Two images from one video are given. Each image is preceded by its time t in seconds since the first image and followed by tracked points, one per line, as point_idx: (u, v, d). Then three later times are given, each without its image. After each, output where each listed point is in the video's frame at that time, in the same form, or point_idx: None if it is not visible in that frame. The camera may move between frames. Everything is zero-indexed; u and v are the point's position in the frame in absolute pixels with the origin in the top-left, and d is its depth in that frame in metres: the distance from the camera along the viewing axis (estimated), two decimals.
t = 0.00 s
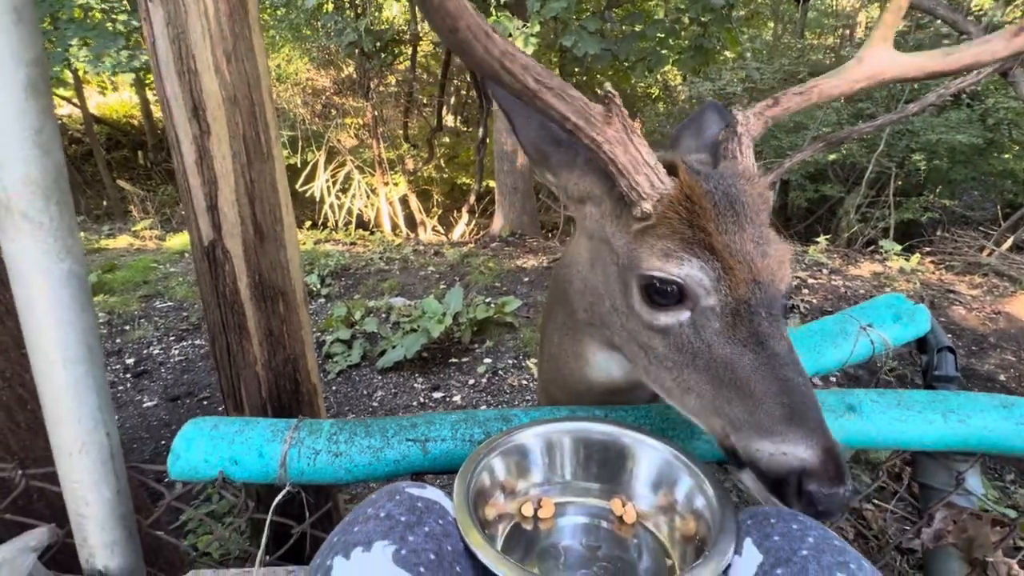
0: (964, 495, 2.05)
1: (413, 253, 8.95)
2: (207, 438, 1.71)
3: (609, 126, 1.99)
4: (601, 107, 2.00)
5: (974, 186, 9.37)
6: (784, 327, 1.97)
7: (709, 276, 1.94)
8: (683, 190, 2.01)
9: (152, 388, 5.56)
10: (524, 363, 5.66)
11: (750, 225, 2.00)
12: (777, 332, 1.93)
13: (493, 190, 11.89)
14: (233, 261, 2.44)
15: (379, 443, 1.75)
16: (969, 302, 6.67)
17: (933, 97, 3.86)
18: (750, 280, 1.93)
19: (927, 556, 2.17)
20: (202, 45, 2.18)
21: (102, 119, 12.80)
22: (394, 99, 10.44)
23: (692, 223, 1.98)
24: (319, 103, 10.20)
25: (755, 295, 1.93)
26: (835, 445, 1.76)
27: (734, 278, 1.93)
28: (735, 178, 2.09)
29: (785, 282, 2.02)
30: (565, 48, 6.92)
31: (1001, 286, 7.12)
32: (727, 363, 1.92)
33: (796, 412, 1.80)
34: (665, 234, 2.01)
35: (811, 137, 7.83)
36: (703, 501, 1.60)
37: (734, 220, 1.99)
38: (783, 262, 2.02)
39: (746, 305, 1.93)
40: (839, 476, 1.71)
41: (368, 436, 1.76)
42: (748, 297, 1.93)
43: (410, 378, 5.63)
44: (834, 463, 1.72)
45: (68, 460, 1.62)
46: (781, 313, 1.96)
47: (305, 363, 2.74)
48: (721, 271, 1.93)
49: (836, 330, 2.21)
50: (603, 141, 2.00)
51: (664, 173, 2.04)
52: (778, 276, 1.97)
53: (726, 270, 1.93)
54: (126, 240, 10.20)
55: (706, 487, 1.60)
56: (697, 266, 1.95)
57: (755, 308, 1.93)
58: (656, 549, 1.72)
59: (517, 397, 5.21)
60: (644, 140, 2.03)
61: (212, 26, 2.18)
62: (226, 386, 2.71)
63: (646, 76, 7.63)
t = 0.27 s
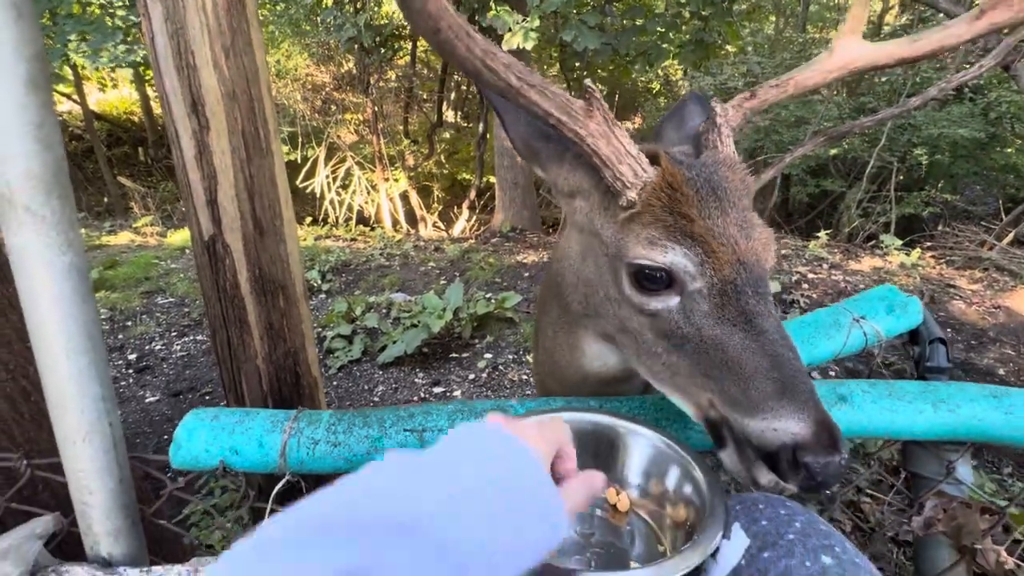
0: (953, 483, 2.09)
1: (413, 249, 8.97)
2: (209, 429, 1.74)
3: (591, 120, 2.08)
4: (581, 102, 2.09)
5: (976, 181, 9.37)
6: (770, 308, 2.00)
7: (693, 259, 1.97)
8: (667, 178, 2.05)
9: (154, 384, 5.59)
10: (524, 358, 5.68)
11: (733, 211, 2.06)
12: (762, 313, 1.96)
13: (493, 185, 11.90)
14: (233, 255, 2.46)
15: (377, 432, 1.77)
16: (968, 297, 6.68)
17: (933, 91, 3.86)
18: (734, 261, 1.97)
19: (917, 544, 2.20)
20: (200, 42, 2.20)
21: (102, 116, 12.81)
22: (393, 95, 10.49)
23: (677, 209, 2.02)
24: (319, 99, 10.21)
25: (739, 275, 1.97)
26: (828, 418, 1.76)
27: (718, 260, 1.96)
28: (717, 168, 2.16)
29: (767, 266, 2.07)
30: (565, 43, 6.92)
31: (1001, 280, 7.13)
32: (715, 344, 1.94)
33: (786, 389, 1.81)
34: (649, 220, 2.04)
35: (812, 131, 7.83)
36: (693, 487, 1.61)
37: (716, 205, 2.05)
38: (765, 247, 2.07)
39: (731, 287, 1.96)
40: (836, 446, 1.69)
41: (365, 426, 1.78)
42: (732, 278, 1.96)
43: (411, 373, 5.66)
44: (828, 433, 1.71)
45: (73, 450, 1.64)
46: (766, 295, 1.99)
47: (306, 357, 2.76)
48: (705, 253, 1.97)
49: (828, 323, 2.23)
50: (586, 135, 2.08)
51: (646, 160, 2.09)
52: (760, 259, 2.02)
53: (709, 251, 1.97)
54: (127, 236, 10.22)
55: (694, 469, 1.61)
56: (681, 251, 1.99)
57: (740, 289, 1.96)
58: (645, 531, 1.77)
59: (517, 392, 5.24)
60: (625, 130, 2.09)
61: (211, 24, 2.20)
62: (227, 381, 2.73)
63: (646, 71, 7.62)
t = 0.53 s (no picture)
0: (939, 474, 2.13)
1: (410, 247, 8.97)
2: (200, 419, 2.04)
3: (572, 111, 2.14)
4: (561, 92, 2.16)
5: (972, 176, 9.39)
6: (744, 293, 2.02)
7: (665, 245, 1.98)
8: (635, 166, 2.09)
9: (151, 382, 5.60)
10: (520, 354, 5.69)
11: (708, 200, 2.04)
12: (735, 300, 1.97)
13: (490, 183, 11.90)
14: (226, 252, 2.47)
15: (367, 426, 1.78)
16: (962, 292, 6.71)
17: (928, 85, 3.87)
18: (705, 248, 1.96)
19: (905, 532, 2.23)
20: (191, 39, 2.21)
21: (96, 115, 12.78)
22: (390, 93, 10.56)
23: (650, 198, 2.04)
24: (315, 96, 10.20)
25: (712, 262, 1.96)
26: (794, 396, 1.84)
27: (687, 247, 1.96)
28: (695, 158, 2.15)
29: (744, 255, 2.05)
30: (561, 40, 6.91)
31: (995, 275, 7.16)
32: (687, 329, 1.98)
33: (754, 368, 1.88)
34: (623, 210, 2.07)
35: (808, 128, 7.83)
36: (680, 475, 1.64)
37: (691, 193, 2.04)
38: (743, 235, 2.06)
39: (704, 271, 1.96)
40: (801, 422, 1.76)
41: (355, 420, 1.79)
42: (706, 263, 1.96)
43: (408, 371, 5.67)
44: (795, 411, 1.78)
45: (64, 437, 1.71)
46: (740, 280, 1.99)
47: (300, 354, 2.77)
48: (674, 241, 1.97)
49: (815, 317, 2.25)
50: (565, 126, 2.13)
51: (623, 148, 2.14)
52: (737, 248, 2.01)
53: (681, 238, 1.97)
54: (123, 236, 10.22)
55: (678, 458, 1.64)
56: (654, 235, 2.00)
57: (714, 274, 1.96)
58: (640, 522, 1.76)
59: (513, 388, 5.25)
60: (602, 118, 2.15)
61: (201, 20, 2.20)
62: (222, 377, 2.75)
63: (643, 67, 7.61)
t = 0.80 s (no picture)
0: (926, 472, 2.10)
1: (403, 238, 8.91)
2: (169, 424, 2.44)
3: (509, 85, 2.47)
4: (499, 71, 2.50)
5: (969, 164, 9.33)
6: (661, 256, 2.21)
7: (581, 205, 2.24)
8: (559, 139, 2.39)
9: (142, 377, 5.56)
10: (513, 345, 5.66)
11: (628, 167, 2.28)
12: (642, 257, 2.16)
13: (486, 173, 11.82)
14: (202, 247, 2.43)
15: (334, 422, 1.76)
16: (958, 280, 6.67)
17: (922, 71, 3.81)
18: (615, 207, 2.19)
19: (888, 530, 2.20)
20: (159, 25, 2.16)
21: (87, 107, 12.66)
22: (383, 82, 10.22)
23: (571, 164, 2.31)
24: (308, 86, 10.24)
25: (622, 219, 2.19)
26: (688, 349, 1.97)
27: (599, 206, 2.21)
28: (624, 134, 2.39)
29: (664, 218, 2.25)
30: (554, 27, 6.81)
31: (990, 263, 7.12)
32: (598, 286, 2.20)
33: (648, 323, 2.06)
34: (547, 176, 2.35)
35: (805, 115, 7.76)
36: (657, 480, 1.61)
37: (610, 160, 2.29)
38: (664, 200, 2.27)
39: (615, 230, 2.18)
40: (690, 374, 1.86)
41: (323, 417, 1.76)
42: (616, 221, 2.19)
43: (400, 363, 5.63)
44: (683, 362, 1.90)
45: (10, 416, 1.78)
46: (653, 242, 2.20)
47: (282, 349, 2.74)
48: (587, 202, 2.23)
49: (801, 308, 2.18)
50: (500, 99, 2.47)
51: (553, 119, 2.45)
52: (649, 209, 2.22)
53: (590, 197, 2.23)
54: (115, 229, 10.15)
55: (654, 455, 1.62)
56: (571, 197, 2.27)
57: (624, 233, 2.18)
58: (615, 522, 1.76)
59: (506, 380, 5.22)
60: (535, 94, 2.48)
61: (169, 5, 2.15)
62: (203, 374, 2.71)
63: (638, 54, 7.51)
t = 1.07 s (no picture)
0: (934, 473, 2.07)
1: (404, 228, 8.84)
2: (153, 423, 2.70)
3: (457, 84, 2.65)
4: (448, 68, 2.68)
5: (976, 151, 9.26)
6: (579, 288, 2.23)
7: (502, 222, 2.31)
8: (503, 152, 2.47)
9: (141, 370, 5.52)
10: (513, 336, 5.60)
11: (564, 187, 2.32)
12: (551, 289, 2.19)
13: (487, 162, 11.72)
14: (190, 240, 2.37)
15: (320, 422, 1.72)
16: (964, 269, 6.59)
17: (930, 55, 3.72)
18: (534, 233, 2.25)
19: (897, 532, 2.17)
20: (139, 10, 2.09)
21: (85, 97, 12.60)
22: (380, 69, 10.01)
23: (504, 180, 2.39)
24: (305, 74, 10.18)
25: (538, 245, 2.23)
26: (571, 397, 2.01)
27: (518, 229, 2.27)
28: (566, 154, 2.42)
29: (588, 246, 2.26)
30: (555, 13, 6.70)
31: (997, 252, 7.03)
32: (511, 310, 2.27)
33: (538, 359, 2.11)
34: (484, 191, 2.44)
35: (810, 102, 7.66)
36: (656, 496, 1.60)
37: (542, 181, 2.35)
38: (589, 228, 2.28)
39: (529, 255, 2.23)
40: (558, 428, 1.95)
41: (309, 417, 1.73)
42: (531, 245, 2.24)
43: (400, 355, 5.58)
44: (560, 412, 1.97)
45: None
46: (567, 274, 2.22)
47: (276, 344, 2.68)
48: (507, 221, 2.30)
49: (806, 303, 2.16)
50: (450, 95, 2.66)
51: (494, 122, 2.58)
52: (569, 236, 2.25)
53: (512, 215, 2.30)
54: (114, 220, 10.10)
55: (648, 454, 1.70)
56: (496, 212, 2.34)
57: (538, 258, 2.23)
58: (632, 506, 1.86)
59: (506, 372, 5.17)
60: (481, 96, 2.62)
61: None
62: (195, 370, 2.66)
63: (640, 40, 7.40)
